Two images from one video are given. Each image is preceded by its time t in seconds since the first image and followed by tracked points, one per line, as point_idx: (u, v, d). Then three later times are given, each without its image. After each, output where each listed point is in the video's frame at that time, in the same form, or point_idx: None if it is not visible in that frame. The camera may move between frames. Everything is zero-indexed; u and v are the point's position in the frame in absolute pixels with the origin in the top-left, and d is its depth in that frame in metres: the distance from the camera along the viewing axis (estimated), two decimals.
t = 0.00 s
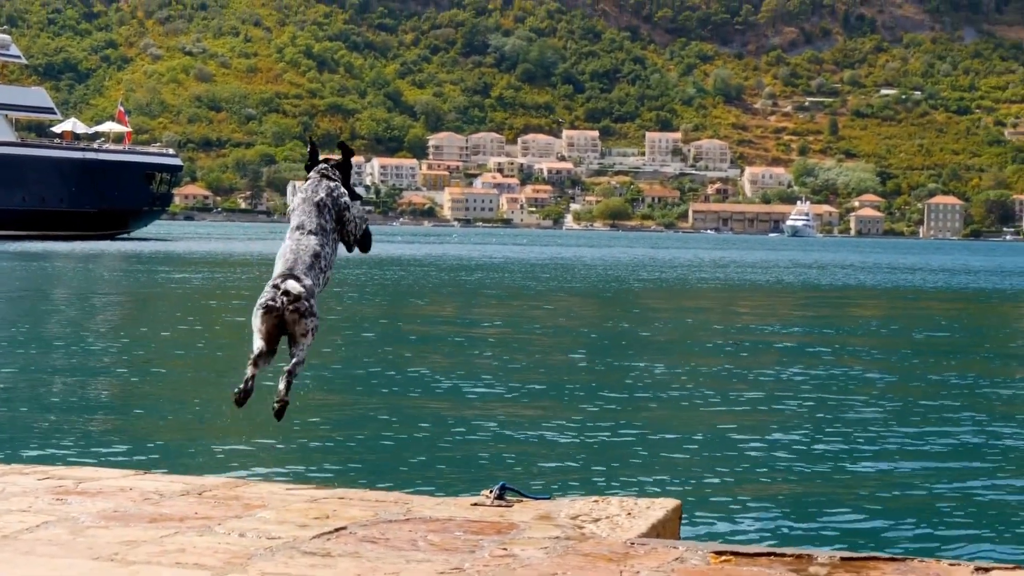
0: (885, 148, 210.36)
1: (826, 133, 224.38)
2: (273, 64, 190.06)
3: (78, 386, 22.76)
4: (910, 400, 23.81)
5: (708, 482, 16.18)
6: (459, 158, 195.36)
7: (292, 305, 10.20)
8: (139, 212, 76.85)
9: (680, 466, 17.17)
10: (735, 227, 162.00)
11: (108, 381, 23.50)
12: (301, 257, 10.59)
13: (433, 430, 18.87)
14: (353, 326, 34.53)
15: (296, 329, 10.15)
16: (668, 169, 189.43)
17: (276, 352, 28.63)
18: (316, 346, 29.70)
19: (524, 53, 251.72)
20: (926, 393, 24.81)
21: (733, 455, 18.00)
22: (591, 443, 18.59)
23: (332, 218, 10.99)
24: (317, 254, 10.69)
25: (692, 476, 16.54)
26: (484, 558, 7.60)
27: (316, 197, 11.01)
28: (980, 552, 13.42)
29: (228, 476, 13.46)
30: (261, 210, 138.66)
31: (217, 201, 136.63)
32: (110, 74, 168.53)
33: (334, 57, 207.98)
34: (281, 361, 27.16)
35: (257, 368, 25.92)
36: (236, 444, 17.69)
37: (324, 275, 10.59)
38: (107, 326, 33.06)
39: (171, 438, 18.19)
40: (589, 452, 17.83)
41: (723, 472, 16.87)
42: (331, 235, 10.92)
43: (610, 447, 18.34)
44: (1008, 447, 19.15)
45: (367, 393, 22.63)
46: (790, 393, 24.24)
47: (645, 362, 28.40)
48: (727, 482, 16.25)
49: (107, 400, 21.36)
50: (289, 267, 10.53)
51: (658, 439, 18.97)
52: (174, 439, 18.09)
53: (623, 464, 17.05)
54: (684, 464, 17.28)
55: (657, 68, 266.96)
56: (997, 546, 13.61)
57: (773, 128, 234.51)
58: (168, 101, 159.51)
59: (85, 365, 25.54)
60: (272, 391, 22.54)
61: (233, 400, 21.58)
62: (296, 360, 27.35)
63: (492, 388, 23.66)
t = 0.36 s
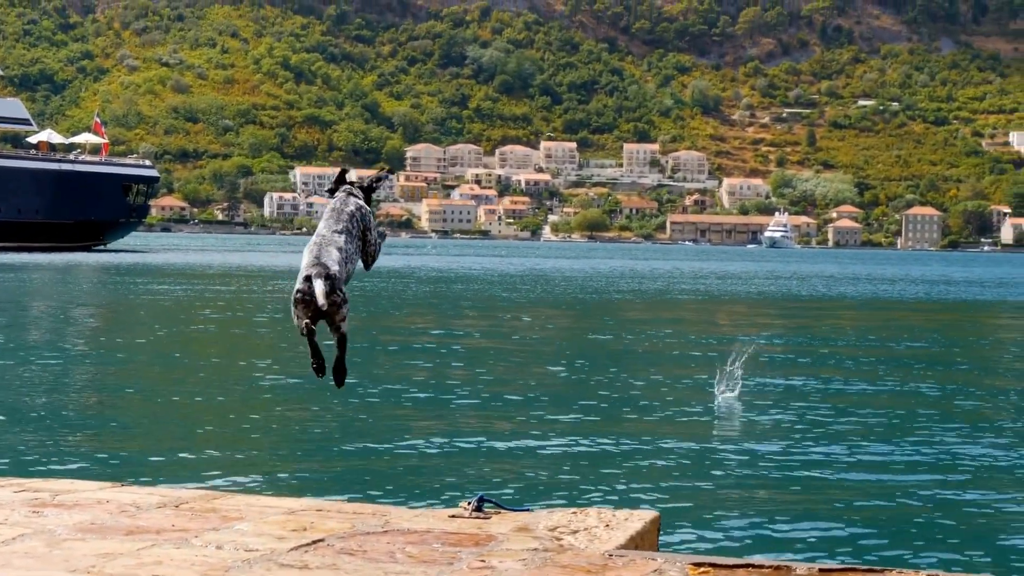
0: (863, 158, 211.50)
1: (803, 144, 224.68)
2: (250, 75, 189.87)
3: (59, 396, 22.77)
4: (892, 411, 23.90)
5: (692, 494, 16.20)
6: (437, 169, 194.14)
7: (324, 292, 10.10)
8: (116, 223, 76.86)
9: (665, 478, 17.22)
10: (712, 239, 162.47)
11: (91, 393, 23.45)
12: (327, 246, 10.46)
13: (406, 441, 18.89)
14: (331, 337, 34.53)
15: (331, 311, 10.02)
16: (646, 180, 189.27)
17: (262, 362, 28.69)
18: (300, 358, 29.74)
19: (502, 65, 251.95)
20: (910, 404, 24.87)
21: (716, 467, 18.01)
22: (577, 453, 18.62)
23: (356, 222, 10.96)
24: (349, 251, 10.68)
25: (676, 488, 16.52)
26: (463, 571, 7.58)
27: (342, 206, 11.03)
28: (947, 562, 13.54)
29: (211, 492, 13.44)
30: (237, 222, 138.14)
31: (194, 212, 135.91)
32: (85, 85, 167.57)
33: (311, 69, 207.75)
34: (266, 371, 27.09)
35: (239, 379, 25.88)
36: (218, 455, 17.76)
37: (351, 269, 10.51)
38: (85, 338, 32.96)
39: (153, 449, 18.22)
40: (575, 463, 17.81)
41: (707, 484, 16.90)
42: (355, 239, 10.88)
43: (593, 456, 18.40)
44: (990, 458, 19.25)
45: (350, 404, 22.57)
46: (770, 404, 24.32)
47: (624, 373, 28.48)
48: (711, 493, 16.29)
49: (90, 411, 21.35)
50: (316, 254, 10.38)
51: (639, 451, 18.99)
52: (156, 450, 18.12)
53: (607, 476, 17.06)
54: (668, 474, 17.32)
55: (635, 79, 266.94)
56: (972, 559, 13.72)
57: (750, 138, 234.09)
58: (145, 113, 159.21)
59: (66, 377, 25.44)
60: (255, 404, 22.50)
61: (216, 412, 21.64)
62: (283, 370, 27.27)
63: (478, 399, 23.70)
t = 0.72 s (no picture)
0: (848, 165, 212.17)
1: (789, 151, 224.49)
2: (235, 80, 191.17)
3: (44, 404, 22.72)
4: (880, 418, 23.96)
5: (680, 500, 16.24)
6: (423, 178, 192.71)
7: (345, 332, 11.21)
8: (100, 231, 76.71)
9: (654, 484, 17.25)
10: (698, 245, 163.26)
11: (76, 401, 23.43)
12: (355, 290, 11.60)
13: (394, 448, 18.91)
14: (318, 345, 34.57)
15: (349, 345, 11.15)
16: (632, 188, 189.17)
17: (249, 370, 28.69)
18: (286, 366, 29.73)
19: (487, 72, 252.12)
20: (897, 411, 24.95)
21: (704, 474, 18.07)
22: (562, 458, 18.66)
23: (380, 277, 12.15)
24: (375, 294, 11.82)
25: (664, 494, 16.55)
26: None
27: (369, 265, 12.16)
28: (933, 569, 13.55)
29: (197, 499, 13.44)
30: (223, 229, 137.87)
31: (179, 220, 135.55)
32: (70, 92, 167.14)
33: (297, 77, 208.07)
34: (251, 379, 27.07)
35: (225, 386, 25.87)
36: (206, 463, 17.73)
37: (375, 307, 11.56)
38: (71, 346, 32.90)
39: (139, 457, 18.20)
40: (563, 470, 17.84)
41: (694, 489, 16.95)
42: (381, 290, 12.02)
43: (580, 463, 18.45)
44: (978, 464, 19.32)
45: (337, 412, 22.58)
46: (759, 411, 24.40)
47: (611, 380, 28.53)
48: (699, 500, 16.33)
49: (75, 419, 21.31)
50: (346, 296, 11.51)
51: (628, 457, 19.07)
52: (142, 457, 18.07)
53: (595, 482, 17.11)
54: (656, 481, 17.37)
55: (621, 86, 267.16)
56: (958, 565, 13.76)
57: (736, 145, 233.31)
58: (130, 121, 159.27)
59: (51, 385, 25.41)
60: (241, 412, 22.50)
61: (203, 419, 21.59)
62: (269, 378, 27.28)
63: (468, 405, 23.74)
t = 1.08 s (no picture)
0: (841, 168, 212.44)
1: (782, 153, 224.45)
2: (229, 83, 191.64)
3: (34, 406, 22.69)
4: (874, 419, 24.01)
5: (673, 502, 16.29)
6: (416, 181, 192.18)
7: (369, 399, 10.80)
8: (93, 234, 76.85)
9: (647, 485, 17.32)
10: (692, 248, 163.28)
11: (69, 403, 23.42)
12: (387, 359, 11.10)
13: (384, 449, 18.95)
14: (312, 348, 34.58)
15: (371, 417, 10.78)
16: (625, 191, 189.04)
17: (241, 373, 28.65)
18: (279, 368, 29.75)
19: (481, 75, 252.04)
20: (891, 413, 25.03)
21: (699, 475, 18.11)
22: (554, 461, 18.71)
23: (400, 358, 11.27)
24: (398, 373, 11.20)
25: (658, 496, 16.60)
26: None
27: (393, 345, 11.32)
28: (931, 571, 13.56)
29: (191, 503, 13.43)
30: (215, 232, 137.80)
31: (172, 223, 135.47)
32: (63, 96, 167.20)
33: (290, 79, 208.31)
34: (243, 381, 27.06)
35: (218, 388, 25.90)
36: (195, 465, 17.73)
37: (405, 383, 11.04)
38: (64, 349, 32.82)
39: (132, 459, 18.19)
40: (553, 471, 17.90)
41: (685, 493, 17.01)
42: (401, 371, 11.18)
43: (570, 464, 18.51)
44: (973, 466, 19.39)
45: (329, 414, 22.61)
46: (752, 412, 24.53)
47: (605, 381, 28.60)
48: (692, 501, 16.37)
49: (67, 421, 21.30)
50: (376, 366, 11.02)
51: (619, 458, 19.15)
52: (133, 460, 18.08)
53: (585, 483, 17.20)
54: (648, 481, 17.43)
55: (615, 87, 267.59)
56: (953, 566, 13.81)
57: (729, 146, 233.11)
58: (123, 123, 159.17)
59: (41, 388, 25.36)
60: (233, 415, 22.48)
61: (195, 421, 21.59)
62: (261, 380, 27.32)
63: (458, 408, 23.82)
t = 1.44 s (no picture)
0: (839, 167, 212.34)
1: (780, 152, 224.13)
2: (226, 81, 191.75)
3: (27, 408, 22.61)
4: (871, 420, 23.95)
5: (672, 502, 16.25)
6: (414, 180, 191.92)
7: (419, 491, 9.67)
8: (90, 234, 77.02)
9: (646, 485, 17.32)
10: (689, 247, 163.03)
11: (65, 403, 23.31)
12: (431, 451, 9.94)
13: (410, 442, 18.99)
14: (309, 349, 34.42)
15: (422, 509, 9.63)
16: (622, 190, 188.67)
17: (239, 372, 28.62)
18: (278, 367, 29.65)
19: (478, 75, 251.97)
20: (889, 413, 24.96)
21: (699, 474, 18.16)
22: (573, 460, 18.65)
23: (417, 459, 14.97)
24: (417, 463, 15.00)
25: (660, 495, 16.60)
26: None
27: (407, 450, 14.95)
28: (931, 572, 13.53)
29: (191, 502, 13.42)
30: (213, 232, 137.67)
31: (169, 222, 135.30)
32: (60, 95, 167.24)
33: (287, 79, 208.42)
34: (243, 381, 26.91)
35: (213, 388, 25.80)
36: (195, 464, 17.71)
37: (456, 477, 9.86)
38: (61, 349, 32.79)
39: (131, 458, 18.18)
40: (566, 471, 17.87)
41: (687, 490, 17.03)
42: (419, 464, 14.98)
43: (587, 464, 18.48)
44: (971, 466, 19.36)
45: (330, 414, 22.49)
46: (752, 413, 24.39)
47: (604, 382, 28.49)
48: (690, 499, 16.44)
49: (60, 421, 21.18)
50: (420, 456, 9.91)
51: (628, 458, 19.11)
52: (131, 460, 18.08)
53: (593, 483, 17.18)
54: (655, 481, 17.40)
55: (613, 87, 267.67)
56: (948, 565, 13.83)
57: (727, 146, 232.77)
58: (120, 122, 159.10)
59: (37, 388, 25.25)
60: (231, 414, 22.43)
61: (190, 422, 21.48)
62: (259, 381, 27.19)
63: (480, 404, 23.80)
